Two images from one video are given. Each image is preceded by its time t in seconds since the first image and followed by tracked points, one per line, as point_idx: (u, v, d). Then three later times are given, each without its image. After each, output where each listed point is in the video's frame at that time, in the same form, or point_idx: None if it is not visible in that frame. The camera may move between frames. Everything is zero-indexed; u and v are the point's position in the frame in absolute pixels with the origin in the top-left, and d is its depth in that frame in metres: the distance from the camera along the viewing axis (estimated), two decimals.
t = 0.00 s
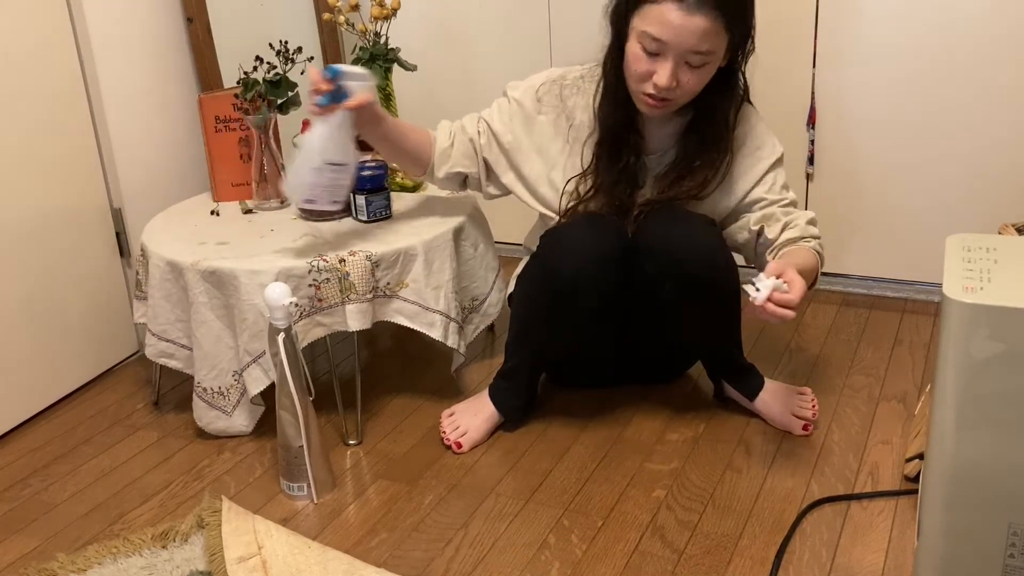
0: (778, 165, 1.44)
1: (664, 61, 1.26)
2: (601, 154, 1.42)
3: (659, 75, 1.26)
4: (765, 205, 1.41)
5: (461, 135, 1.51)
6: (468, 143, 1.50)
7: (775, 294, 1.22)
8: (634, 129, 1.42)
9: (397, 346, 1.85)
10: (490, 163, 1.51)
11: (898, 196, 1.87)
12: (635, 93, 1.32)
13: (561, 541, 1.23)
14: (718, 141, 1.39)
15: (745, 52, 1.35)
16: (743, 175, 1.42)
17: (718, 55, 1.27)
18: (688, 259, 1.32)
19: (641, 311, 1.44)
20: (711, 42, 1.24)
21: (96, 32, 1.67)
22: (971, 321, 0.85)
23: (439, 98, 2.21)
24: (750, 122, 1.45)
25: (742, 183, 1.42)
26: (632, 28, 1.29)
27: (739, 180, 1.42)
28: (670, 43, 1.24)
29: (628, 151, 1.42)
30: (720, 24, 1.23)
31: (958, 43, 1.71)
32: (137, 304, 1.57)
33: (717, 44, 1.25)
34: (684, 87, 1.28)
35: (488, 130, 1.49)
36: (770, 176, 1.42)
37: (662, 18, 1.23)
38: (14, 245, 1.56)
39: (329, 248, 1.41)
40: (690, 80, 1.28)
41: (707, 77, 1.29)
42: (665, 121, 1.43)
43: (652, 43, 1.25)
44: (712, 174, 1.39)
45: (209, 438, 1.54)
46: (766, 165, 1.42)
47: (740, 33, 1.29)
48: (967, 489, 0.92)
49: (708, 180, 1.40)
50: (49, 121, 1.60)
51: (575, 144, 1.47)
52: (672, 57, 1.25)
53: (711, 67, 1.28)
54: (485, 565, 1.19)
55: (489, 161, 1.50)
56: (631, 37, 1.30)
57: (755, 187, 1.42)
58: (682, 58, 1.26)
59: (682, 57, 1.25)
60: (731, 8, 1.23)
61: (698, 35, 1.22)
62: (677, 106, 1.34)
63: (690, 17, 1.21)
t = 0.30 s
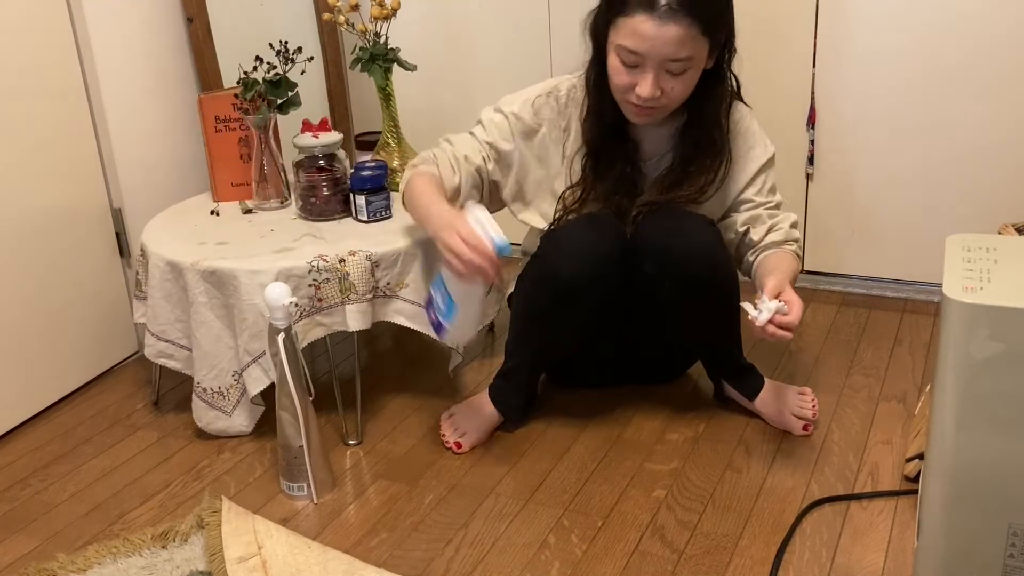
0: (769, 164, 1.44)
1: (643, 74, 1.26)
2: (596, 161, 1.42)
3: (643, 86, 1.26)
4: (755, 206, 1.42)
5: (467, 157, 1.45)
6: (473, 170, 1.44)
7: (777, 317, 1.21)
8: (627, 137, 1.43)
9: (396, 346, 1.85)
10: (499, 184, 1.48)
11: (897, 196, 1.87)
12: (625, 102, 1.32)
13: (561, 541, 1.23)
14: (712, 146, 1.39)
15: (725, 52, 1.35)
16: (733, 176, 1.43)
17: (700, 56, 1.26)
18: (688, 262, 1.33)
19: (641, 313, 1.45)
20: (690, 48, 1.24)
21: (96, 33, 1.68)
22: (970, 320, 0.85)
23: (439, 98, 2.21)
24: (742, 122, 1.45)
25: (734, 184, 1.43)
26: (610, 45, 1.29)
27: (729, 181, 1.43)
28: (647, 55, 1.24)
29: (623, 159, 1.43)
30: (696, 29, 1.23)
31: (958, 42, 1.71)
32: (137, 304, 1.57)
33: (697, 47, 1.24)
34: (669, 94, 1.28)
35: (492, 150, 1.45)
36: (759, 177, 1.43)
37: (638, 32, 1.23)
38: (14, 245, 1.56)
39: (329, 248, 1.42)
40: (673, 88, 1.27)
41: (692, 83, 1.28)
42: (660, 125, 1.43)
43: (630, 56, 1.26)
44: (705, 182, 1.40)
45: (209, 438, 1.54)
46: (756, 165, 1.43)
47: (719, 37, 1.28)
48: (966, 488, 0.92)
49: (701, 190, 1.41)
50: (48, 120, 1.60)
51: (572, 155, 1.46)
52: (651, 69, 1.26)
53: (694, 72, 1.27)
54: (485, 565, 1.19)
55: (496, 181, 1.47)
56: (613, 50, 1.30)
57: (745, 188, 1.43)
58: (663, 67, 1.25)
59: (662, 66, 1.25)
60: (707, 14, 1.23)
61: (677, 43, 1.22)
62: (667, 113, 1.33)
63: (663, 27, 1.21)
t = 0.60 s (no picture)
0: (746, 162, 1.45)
1: (583, 75, 1.28)
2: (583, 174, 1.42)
3: (584, 88, 1.27)
4: (749, 206, 1.42)
5: (484, 170, 1.42)
6: (495, 181, 1.41)
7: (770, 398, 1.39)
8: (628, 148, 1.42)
9: (397, 347, 1.85)
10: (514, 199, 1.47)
11: (898, 195, 1.87)
12: (573, 124, 1.32)
13: (561, 541, 1.23)
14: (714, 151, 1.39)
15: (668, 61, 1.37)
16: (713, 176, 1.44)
17: (639, 54, 1.28)
18: (691, 286, 1.32)
19: (640, 333, 1.44)
20: (622, 38, 1.26)
21: (96, 33, 1.68)
22: (970, 320, 0.85)
23: (439, 98, 2.21)
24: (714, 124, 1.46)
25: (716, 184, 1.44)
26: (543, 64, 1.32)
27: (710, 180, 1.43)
28: (582, 52, 1.26)
29: (622, 166, 1.43)
30: (626, 21, 1.27)
31: (958, 42, 1.71)
32: (137, 304, 1.57)
33: (630, 39, 1.27)
34: (617, 95, 1.28)
35: (513, 158, 1.42)
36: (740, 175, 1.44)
37: (561, 31, 1.27)
38: (14, 245, 1.56)
39: (329, 249, 1.42)
40: (617, 88, 1.28)
41: (638, 84, 1.29)
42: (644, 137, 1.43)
43: (564, 60, 1.28)
44: (703, 187, 1.41)
45: (209, 439, 1.54)
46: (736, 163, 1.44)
47: (652, 38, 1.32)
48: (966, 488, 0.92)
49: (699, 193, 1.41)
50: (48, 121, 1.60)
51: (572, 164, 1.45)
52: (589, 70, 1.27)
53: (636, 70, 1.29)
54: (485, 565, 1.19)
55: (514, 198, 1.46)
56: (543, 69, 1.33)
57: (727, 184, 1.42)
58: (599, 65, 1.27)
59: (598, 65, 1.27)
60: (630, 7, 1.28)
61: (606, 32, 1.25)
62: (624, 127, 1.33)
63: (586, 19, 1.25)
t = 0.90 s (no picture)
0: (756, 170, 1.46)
1: (603, 71, 1.28)
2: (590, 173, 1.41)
3: (604, 85, 1.27)
4: (758, 209, 1.43)
5: (498, 163, 1.41)
6: (510, 174, 1.40)
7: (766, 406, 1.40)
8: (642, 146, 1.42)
9: (397, 347, 1.85)
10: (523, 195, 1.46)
11: (897, 195, 1.87)
12: (591, 120, 1.32)
13: (561, 541, 1.23)
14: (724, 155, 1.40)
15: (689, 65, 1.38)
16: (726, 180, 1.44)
17: (660, 52, 1.29)
18: (692, 283, 1.32)
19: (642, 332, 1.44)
20: (644, 36, 1.26)
21: (96, 33, 1.68)
22: (970, 320, 0.85)
23: (439, 98, 2.21)
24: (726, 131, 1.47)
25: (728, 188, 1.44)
26: (563, 59, 1.32)
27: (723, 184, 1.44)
28: (603, 48, 1.26)
29: (638, 163, 1.43)
30: (648, 18, 1.27)
31: (957, 42, 1.71)
32: (137, 304, 1.57)
33: (651, 37, 1.27)
34: (638, 91, 1.28)
35: (529, 152, 1.41)
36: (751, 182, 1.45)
37: (583, 27, 1.27)
38: (15, 246, 1.56)
39: (329, 249, 1.42)
40: (637, 84, 1.28)
41: (658, 81, 1.30)
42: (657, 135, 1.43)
43: (584, 56, 1.28)
44: (716, 189, 1.41)
45: (209, 439, 1.54)
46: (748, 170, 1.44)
47: (673, 36, 1.32)
48: (966, 489, 0.92)
49: (711, 195, 1.42)
50: (48, 121, 1.60)
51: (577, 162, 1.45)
52: (610, 66, 1.28)
53: (656, 66, 1.29)
54: (485, 565, 1.19)
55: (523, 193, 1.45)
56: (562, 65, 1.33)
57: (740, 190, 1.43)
58: (620, 62, 1.28)
59: (619, 61, 1.27)
60: (652, 4, 1.28)
61: (627, 29, 1.25)
62: (642, 124, 1.34)
63: (608, 16, 1.25)
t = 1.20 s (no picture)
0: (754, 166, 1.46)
1: (607, 59, 1.28)
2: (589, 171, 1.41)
3: (608, 74, 1.27)
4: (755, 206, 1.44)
5: (496, 161, 1.41)
6: (508, 172, 1.39)
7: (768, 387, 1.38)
8: (642, 144, 1.42)
9: (397, 347, 1.84)
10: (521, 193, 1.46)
11: (897, 195, 1.87)
12: (592, 110, 1.32)
13: (561, 541, 1.23)
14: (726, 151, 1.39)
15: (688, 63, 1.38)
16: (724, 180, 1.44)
17: (662, 43, 1.29)
18: (692, 283, 1.32)
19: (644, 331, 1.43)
20: (648, 27, 1.27)
21: (96, 33, 1.68)
22: (970, 320, 0.85)
23: (439, 98, 2.21)
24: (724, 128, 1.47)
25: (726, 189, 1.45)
26: (566, 49, 1.32)
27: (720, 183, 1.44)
28: (607, 36, 1.26)
29: (637, 162, 1.43)
30: (652, 9, 1.27)
31: (958, 42, 1.71)
32: (137, 304, 1.57)
33: (655, 27, 1.28)
34: (640, 80, 1.28)
35: (527, 151, 1.41)
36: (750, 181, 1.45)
37: (588, 15, 1.27)
38: (15, 246, 1.56)
39: (329, 249, 1.42)
40: (640, 74, 1.28)
41: (660, 74, 1.30)
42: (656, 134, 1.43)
43: (588, 44, 1.28)
44: (715, 189, 1.41)
45: (209, 439, 1.54)
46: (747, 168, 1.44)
47: (676, 32, 1.33)
48: (967, 489, 0.92)
49: (710, 196, 1.42)
50: (48, 120, 1.60)
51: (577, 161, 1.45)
52: (613, 55, 1.28)
53: (659, 58, 1.29)
54: (485, 565, 1.19)
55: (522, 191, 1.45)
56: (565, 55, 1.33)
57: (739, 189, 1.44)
58: (624, 52, 1.28)
59: (622, 51, 1.28)
60: None
61: (632, 18, 1.26)
62: (643, 117, 1.33)
63: (613, 5, 1.26)
